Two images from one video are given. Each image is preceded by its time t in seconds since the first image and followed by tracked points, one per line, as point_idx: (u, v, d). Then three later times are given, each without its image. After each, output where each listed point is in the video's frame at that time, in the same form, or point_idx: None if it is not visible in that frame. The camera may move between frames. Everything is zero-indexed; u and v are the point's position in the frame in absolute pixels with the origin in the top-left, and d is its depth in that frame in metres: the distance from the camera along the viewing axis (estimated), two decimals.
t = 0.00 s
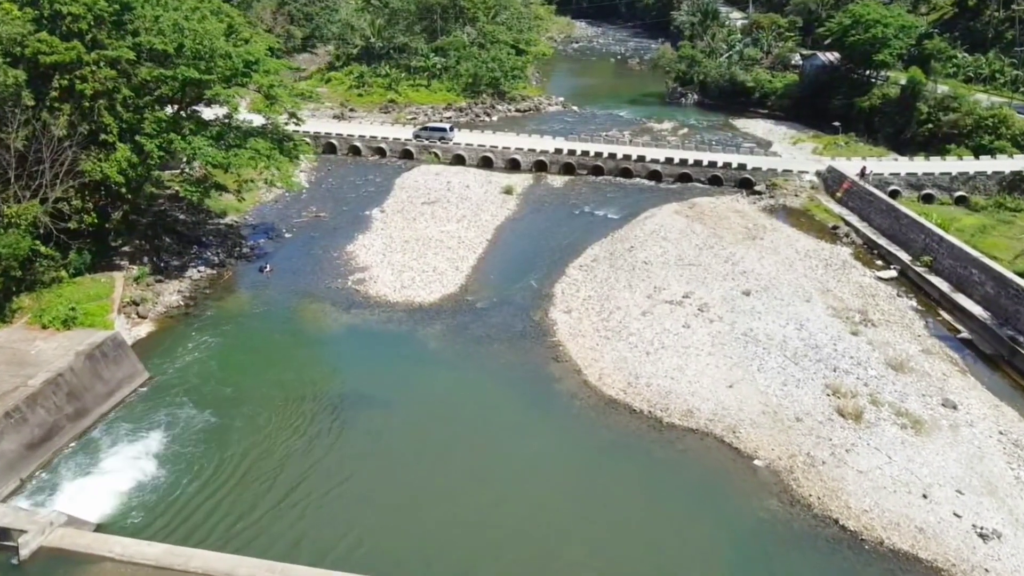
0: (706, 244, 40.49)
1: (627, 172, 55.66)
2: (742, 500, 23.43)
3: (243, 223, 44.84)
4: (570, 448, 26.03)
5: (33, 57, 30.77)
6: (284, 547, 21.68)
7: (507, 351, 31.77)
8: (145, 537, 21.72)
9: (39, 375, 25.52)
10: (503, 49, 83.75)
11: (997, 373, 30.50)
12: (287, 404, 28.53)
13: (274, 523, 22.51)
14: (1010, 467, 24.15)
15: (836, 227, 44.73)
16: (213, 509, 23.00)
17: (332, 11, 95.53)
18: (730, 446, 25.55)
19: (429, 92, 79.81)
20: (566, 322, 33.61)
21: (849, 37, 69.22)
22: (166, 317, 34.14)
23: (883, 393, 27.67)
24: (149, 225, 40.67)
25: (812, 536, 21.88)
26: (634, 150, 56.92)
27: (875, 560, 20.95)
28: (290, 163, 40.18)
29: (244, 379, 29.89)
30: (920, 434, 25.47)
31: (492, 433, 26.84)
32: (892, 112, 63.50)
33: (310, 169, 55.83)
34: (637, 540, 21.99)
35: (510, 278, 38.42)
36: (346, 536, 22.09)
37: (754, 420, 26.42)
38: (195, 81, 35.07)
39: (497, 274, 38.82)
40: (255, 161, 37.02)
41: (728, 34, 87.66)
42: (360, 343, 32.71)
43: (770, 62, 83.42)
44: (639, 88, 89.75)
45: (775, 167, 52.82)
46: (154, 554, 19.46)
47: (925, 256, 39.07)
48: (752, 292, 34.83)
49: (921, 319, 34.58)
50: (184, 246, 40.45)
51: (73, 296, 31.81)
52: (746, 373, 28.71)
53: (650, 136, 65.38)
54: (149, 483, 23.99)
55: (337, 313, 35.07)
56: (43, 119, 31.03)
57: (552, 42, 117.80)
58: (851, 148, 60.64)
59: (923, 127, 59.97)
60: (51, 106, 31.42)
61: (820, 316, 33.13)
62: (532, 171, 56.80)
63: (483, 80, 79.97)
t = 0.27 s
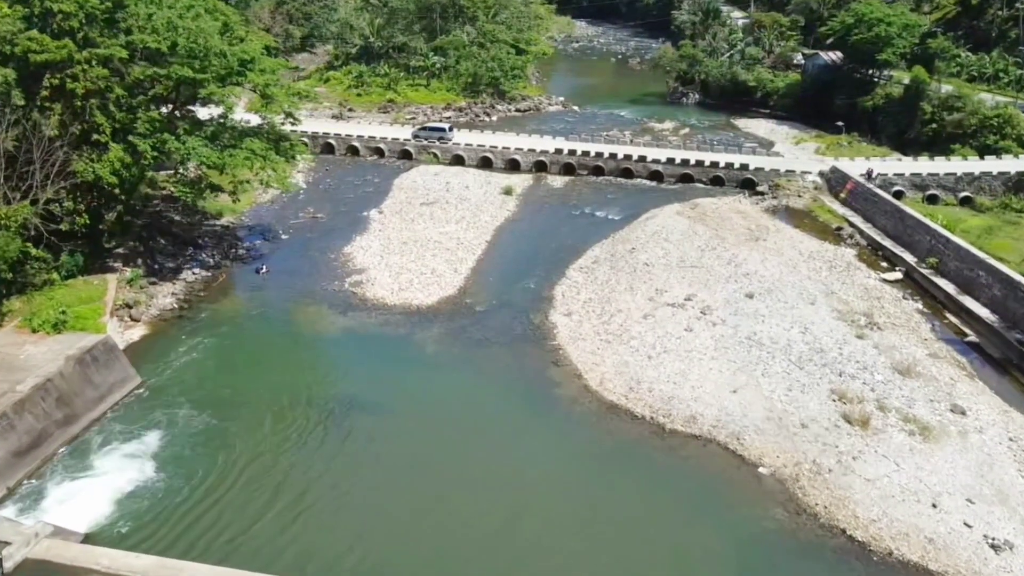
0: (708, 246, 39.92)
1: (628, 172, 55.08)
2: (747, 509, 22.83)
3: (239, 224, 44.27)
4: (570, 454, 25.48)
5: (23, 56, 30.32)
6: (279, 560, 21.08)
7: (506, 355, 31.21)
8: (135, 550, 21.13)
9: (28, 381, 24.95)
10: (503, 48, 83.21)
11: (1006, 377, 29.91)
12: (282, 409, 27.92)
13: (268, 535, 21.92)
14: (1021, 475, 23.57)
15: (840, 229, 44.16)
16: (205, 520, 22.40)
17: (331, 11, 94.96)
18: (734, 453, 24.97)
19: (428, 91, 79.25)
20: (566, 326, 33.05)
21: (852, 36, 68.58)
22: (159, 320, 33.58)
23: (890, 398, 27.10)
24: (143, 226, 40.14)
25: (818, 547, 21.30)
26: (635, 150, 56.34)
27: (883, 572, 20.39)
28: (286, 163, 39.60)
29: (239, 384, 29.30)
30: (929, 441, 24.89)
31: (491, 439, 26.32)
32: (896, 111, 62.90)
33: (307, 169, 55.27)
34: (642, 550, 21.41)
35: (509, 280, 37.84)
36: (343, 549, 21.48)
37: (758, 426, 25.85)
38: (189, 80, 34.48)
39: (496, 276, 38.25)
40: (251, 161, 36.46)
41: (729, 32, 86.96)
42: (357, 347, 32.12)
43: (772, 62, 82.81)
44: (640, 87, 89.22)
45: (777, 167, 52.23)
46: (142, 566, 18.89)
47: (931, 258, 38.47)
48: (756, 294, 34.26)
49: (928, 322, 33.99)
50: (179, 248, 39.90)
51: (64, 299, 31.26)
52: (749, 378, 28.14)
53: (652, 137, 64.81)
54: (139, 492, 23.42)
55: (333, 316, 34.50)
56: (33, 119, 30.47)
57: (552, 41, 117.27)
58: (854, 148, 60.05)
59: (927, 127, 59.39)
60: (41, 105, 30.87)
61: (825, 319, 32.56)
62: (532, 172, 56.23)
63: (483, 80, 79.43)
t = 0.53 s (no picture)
0: (711, 248, 39.27)
1: (629, 172, 54.42)
2: (754, 519, 22.19)
3: (235, 225, 43.61)
4: (571, 460, 24.93)
5: (12, 54, 29.60)
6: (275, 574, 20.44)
7: (505, 359, 30.57)
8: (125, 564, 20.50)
9: (14, 387, 24.29)
10: (502, 47, 82.56)
11: (1016, 382, 29.25)
12: (276, 416, 27.25)
13: (263, 548, 21.28)
14: None
15: (845, 230, 43.51)
16: (197, 533, 21.75)
17: (330, 10, 94.22)
18: (739, 461, 24.34)
19: (427, 91, 78.63)
20: (566, 329, 32.40)
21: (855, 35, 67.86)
22: (152, 324, 32.95)
23: (898, 404, 26.44)
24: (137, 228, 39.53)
25: (827, 559, 20.65)
26: (636, 150, 55.68)
27: None
28: (282, 163, 38.97)
29: (233, 390, 28.61)
30: (939, 449, 24.23)
31: (489, 446, 25.69)
32: (900, 111, 62.25)
33: (305, 169, 54.63)
34: (647, 561, 20.82)
35: (509, 282, 37.20)
36: (340, 562, 20.85)
37: (764, 433, 25.19)
38: (183, 79, 33.87)
39: (495, 279, 37.60)
40: (245, 162, 35.83)
41: (731, 32, 86.24)
42: (352, 352, 31.48)
43: (774, 61, 82.17)
44: (641, 87, 88.57)
45: (781, 167, 51.59)
46: None
47: (938, 260, 37.82)
48: (760, 297, 33.60)
49: (935, 325, 33.32)
50: (173, 249, 39.26)
51: (54, 303, 30.64)
52: (754, 384, 27.48)
53: (653, 137, 64.15)
54: (128, 503, 22.79)
55: (329, 320, 33.85)
56: (22, 119, 29.81)
57: (552, 41, 116.65)
58: (857, 148, 59.39)
59: (931, 127, 58.77)
60: (31, 105, 30.21)
61: (831, 323, 31.90)
62: (532, 172, 55.59)
63: (483, 79, 78.78)
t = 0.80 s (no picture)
0: (714, 249, 38.63)
1: (630, 173, 53.77)
2: (760, 531, 21.54)
3: (230, 227, 42.98)
4: (571, 466, 24.40)
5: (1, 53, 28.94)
6: None
7: (505, 364, 29.93)
8: None
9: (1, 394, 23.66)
10: (503, 47, 81.90)
11: None
12: (269, 423, 26.63)
13: (256, 562, 20.65)
14: None
15: (850, 231, 42.87)
16: (188, 547, 21.11)
17: (329, 9, 93.49)
18: (744, 470, 23.70)
19: (427, 91, 78.00)
20: (567, 333, 31.76)
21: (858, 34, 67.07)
22: (144, 328, 32.34)
23: (908, 411, 25.78)
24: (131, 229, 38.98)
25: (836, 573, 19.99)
26: (637, 150, 55.03)
27: None
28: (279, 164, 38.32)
29: (226, 396, 27.97)
30: (950, 457, 23.58)
31: (488, 452, 25.15)
32: (904, 110, 61.59)
33: (302, 170, 54.00)
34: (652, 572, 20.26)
35: (508, 285, 36.55)
36: None
37: (770, 441, 24.54)
38: (176, 79, 33.22)
39: (495, 281, 36.95)
40: (240, 163, 35.21)
41: (733, 30, 85.58)
42: (348, 356, 30.88)
43: (776, 60, 81.53)
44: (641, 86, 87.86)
45: (784, 167, 50.94)
46: None
47: (945, 262, 37.15)
48: (764, 300, 32.96)
49: (943, 329, 32.66)
50: (168, 251, 38.63)
51: (45, 307, 30.08)
52: (760, 390, 26.83)
53: (654, 137, 63.52)
54: (116, 513, 22.15)
55: (325, 323, 33.23)
56: (11, 119, 29.19)
57: (553, 40, 115.98)
58: (861, 149, 58.72)
59: (936, 126, 58.16)
60: (20, 105, 29.60)
61: (837, 327, 31.25)
62: (532, 172, 54.95)
63: (483, 79, 78.13)
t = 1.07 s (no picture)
0: (717, 251, 37.99)
1: (631, 173, 53.14)
2: (765, 543, 20.90)
3: (226, 229, 42.36)
4: (571, 474, 23.82)
5: None
6: None
7: (503, 370, 29.29)
8: None
9: None
10: (502, 46, 81.30)
11: None
12: (262, 431, 26.00)
13: None
14: None
15: (854, 233, 42.21)
16: (180, 563, 20.47)
17: (327, 8, 92.74)
18: (749, 479, 23.07)
19: (426, 90, 77.38)
20: (568, 338, 31.13)
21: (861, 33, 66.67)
22: (136, 333, 31.71)
23: (916, 418, 25.13)
24: (124, 232, 38.56)
25: None
26: (638, 150, 54.40)
27: None
28: (274, 165, 37.68)
29: (218, 403, 27.33)
30: (961, 466, 22.94)
31: (486, 460, 24.57)
32: (908, 110, 60.96)
33: (299, 171, 53.39)
34: None
35: (508, 288, 35.91)
36: None
37: (775, 450, 23.90)
38: (168, 78, 32.49)
39: (494, 284, 36.33)
40: (234, 164, 34.48)
41: (734, 29, 84.98)
42: (343, 361, 30.25)
43: (779, 59, 80.65)
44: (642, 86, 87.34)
45: (787, 168, 50.32)
46: None
47: (952, 264, 36.51)
48: (768, 304, 32.32)
49: (951, 333, 32.01)
50: (161, 254, 38.00)
51: (36, 311, 29.54)
52: (764, 397, 26.18)
53: (655, 137, 62.88)
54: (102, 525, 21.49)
55: (320, 327, 32.59)
56: None
57: (553, 39, 115.40)
58: (865, 149, 58.06)
59: (940, 126, 57.56)
60: (7, 105, 28.98)
61: (843, 331, 30.62)
62: (532, 173, 54.33)
63: (482, 79, 77.52)
